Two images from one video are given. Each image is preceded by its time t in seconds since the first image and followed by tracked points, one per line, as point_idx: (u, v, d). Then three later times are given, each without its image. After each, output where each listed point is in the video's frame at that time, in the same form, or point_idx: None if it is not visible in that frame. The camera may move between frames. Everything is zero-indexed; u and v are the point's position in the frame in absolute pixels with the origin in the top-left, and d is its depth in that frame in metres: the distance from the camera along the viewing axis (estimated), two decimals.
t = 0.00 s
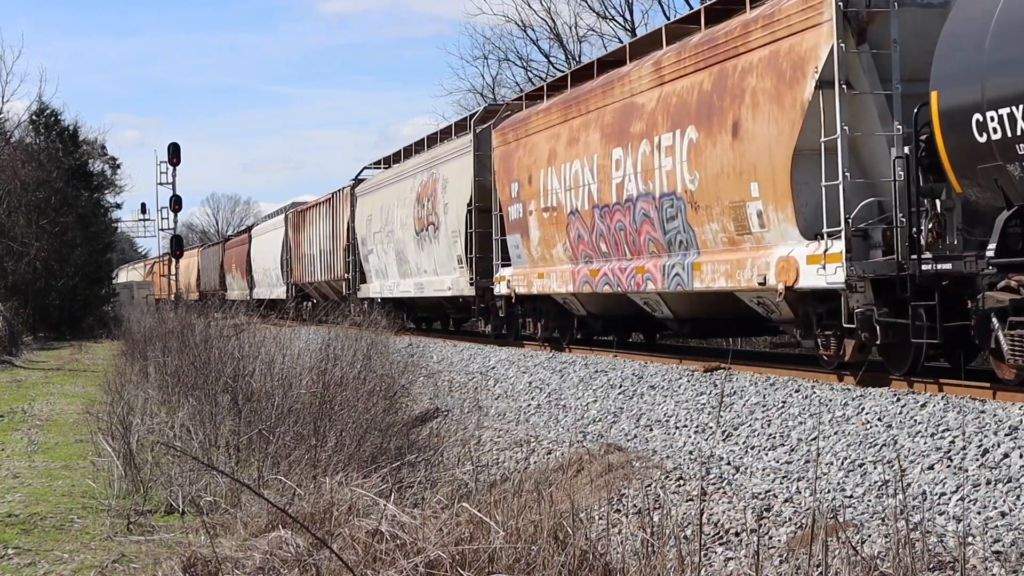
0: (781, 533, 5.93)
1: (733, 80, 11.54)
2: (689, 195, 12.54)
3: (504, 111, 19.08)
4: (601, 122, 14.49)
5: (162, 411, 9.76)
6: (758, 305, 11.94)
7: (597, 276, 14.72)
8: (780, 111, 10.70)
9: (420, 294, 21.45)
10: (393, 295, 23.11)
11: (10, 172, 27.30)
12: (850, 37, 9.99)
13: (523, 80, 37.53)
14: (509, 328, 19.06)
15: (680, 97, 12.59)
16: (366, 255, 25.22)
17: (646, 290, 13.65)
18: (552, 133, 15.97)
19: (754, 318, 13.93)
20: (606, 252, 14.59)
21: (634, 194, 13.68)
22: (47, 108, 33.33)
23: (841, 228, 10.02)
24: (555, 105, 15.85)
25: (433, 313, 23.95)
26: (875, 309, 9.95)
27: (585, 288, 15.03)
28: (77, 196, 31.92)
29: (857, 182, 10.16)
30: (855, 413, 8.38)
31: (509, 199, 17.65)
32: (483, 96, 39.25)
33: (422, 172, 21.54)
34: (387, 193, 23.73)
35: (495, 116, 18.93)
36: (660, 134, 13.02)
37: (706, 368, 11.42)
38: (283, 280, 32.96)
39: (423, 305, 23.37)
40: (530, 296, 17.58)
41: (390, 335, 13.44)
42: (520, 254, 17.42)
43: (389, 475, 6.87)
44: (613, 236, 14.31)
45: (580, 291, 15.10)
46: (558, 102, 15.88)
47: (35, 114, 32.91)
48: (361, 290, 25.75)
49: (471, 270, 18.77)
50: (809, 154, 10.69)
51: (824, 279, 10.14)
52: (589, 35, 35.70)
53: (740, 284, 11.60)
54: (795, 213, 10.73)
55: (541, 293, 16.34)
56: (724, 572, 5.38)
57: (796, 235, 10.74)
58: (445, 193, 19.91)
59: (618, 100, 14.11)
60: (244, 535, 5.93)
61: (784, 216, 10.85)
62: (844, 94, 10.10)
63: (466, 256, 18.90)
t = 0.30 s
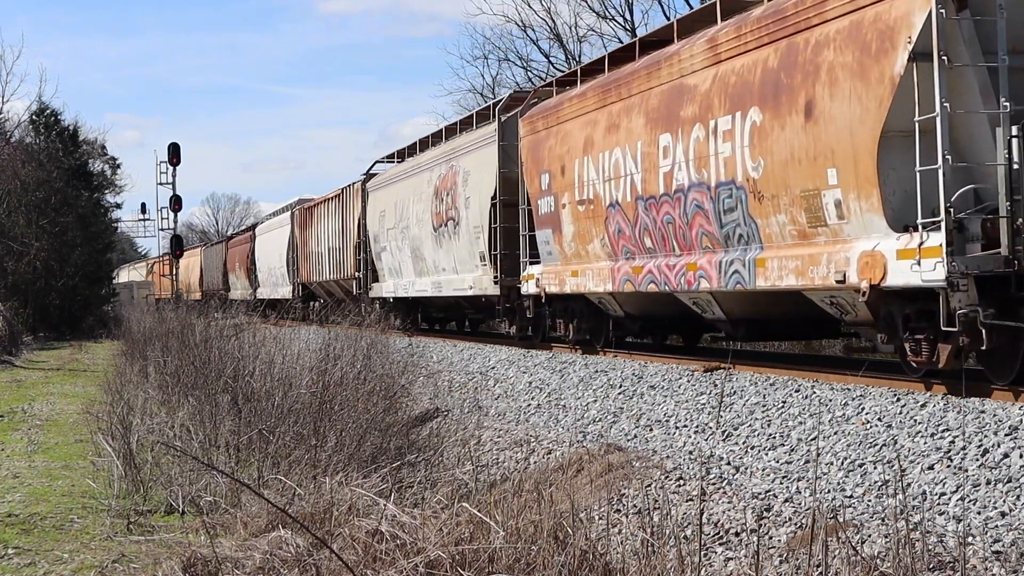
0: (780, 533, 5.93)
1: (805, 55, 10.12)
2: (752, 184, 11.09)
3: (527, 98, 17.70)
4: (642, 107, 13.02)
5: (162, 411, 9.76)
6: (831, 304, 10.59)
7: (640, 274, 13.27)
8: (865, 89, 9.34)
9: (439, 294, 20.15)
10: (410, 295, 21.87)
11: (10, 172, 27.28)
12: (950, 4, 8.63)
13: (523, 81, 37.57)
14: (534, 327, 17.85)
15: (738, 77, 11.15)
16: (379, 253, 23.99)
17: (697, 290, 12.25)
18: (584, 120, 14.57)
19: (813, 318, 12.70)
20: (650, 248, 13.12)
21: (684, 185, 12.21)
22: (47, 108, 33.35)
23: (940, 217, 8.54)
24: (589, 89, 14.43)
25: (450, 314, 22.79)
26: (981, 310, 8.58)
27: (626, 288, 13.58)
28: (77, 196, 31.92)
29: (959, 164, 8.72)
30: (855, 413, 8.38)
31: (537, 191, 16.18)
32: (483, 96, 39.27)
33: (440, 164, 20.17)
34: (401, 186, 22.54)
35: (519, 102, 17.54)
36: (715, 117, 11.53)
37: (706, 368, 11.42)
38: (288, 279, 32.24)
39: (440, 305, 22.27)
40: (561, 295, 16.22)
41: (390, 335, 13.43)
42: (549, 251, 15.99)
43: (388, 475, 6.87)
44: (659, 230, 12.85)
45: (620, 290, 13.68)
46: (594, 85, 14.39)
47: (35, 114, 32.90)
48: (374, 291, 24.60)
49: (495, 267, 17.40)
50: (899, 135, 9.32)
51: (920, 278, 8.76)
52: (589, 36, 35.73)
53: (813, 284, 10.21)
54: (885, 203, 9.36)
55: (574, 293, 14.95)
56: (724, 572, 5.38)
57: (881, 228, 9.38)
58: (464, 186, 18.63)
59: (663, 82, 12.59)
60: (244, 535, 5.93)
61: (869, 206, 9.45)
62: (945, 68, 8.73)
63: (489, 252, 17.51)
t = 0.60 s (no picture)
0: (780, 533, 5.93)
1: (895, 20, 8.65)
2: (829, 170, 9.63)
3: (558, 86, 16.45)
4: (692, 88, 11.62)
5: (162, 411, 9.76)
6: (921, 305, 9.33)
7: (692, 272, 11.85)
8: (970, 59, 7.91)
9: (460, 294, 19.04)
10: (427, 295, 20.77)
11: (10, 172, 27.26)
12: None
13: (524, 81, 37.62)
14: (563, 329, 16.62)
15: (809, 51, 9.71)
16: (393, 250, 22.87)
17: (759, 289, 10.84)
18: (623, 105, 13.21)
19: (887, 320, 11.34)
20: (703, 242, 11.69)
21: (746, 173, 10.73)
22: (47, 108, 33.32)
23: None
24: (631, 71, 13.04)
25: (468, 315, 21.74)
26: None
27: (673, 288, 12.17)
28: (77, 196, 31.92)
29: None
30: (855, 413, 8.37)
31: (571, 183, 14.78)
32: (483, 96, 39.33)
33: (462, 156, 18.96)
34: (416, 181, 21.46)
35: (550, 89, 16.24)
36: (783, 97, 10.10)
37: (706, 368, 11.41)
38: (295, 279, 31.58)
39: (457, 305, 21.25)
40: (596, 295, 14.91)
41: (390, 335, 13.42)
42: (583, 246, 14.63)
43: (388, 475, 6.88)
44: (714, 222, 11.38)
45: (666, 290, 12.27)
46: (637, 67, 12.95)
47: (35, 114, 32.86)
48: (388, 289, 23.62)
49: (521, 265, 16.13)
50: (1011, 111, 7.93)
51: None
52: (589, 36, 35.76)
53: (904, 282, 8.76)
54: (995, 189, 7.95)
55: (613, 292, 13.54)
56: (724, 572, 5.39)
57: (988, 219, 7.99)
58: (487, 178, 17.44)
59: (718, 60, 11.17)
60: (244, 535, 5.93)
61: (977, 195, 8.04)
62: None
63: (516, 250, 16.26)
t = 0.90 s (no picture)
0: (781, 533, 5.93)
1: None
2: (926, 153, 8.34)
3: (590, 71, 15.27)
4: (759, 65, 10.39)
5: (162, 411, 9.76)
6: None
7: (754, 269, 10.69)
8: None
9: (481, 292, 17.95)
10: (444, 294, 19.69)
11: (10, 172, 27.25)
12: None
13: (523, 80, 37.67)
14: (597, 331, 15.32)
15: (903, 17, 8.46)
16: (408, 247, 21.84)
17: (838, 288, 9.57)
18: (673, 86, 12.02)
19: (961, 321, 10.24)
20: (770, 236, 10.51)
21: (825, 158, 9.50)
22: (47, 108, 33.28)
23: None
24: (682, 49, 11.84)
25: (487, 316, 20.65)
26: None
27: (732, 287, 11.02)
28: (77, 196, 31.90)
29: None
30: (855, 413, 8.38)
31: (611, 172, 13.59)
32: (483, 96, 39.35)
33: (486, 146, 17.82)
34: (434, 173, 20.30)
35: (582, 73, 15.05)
36: (868, 71, 8.86)
37: (706, 368, 11.41)
38: (303, 277, 30.74)
39: (476, 304, 20.16)
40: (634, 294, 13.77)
41: (389, 335, 13.42)
42: (624, 243, 13.44)
43: (388, 475, 6.88)
44: (783, 213, 10.20)
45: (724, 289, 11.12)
46: (687, 45, 11.78)
47: (35, 114, 32.83)
48: (401, 289, 22.59)
49: (552, 262, 14.97)
50: None
51: None
52: (589, 36, 35.74)
53: None
54: None
55: (659, 291, 12.39)
56: (724, 572, 5.39)
57: None
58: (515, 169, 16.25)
59: (788, 33, 9.97)
60: (244, 534, 5.93)
61: None
62: None
63: (546, 245, 15.10)
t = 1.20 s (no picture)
0: (781, 533, 5.93)
1: None
2: None
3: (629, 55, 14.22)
4: (838, 37, 9.27)
5: (162, 411, 9.76)
6: None
7: (831, 265, 9.57)
8: None
9: (507, 292, 16.87)
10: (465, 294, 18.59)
11: (10, 172, 27.25)
12: None
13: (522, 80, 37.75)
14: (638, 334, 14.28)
15: None
16: (424, 245, 20.87)
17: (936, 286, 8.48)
18: (731, 64, 10.91)
19: None
20: (849, 228, 9.39)
21: (920, 139, 8.37)
22: (47, 108, 33.27)
23: None
24: (742, 24, 10.74)
25: (509, 317, 19.56)
26: None
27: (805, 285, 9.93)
28: (77, 196, 31.90)
29: None
30: (855, 413, 8.38)
31: (656, 160, 12.40)
32: (483, 96, 39.36)
33: (513, 136, 16.70)
34: (454, 167, 19.25)
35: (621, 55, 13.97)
36: (975, 39, 7.76)
37: (706, 368, 11.42)
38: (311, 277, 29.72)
39: (500, 304, 19.09)
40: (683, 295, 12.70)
41: (389, 335, 13.42)
42: (671, 238, 12.32)
43: (388, 475, 6.89)
44: (867, 203, 9.08)
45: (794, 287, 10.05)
46: (749, 18, 10.66)
47: (35, 114, 32.81)
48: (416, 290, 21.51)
49: (588, 260, 13.92)
50: None
51: None
52: (589, 36, 35.75)
53: None
54: None
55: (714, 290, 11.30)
56: (724, 572, 5.39)
57: None
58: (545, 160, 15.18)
59: None
60: (244, 534, 5.93)
61: None
62: None
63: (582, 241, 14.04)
